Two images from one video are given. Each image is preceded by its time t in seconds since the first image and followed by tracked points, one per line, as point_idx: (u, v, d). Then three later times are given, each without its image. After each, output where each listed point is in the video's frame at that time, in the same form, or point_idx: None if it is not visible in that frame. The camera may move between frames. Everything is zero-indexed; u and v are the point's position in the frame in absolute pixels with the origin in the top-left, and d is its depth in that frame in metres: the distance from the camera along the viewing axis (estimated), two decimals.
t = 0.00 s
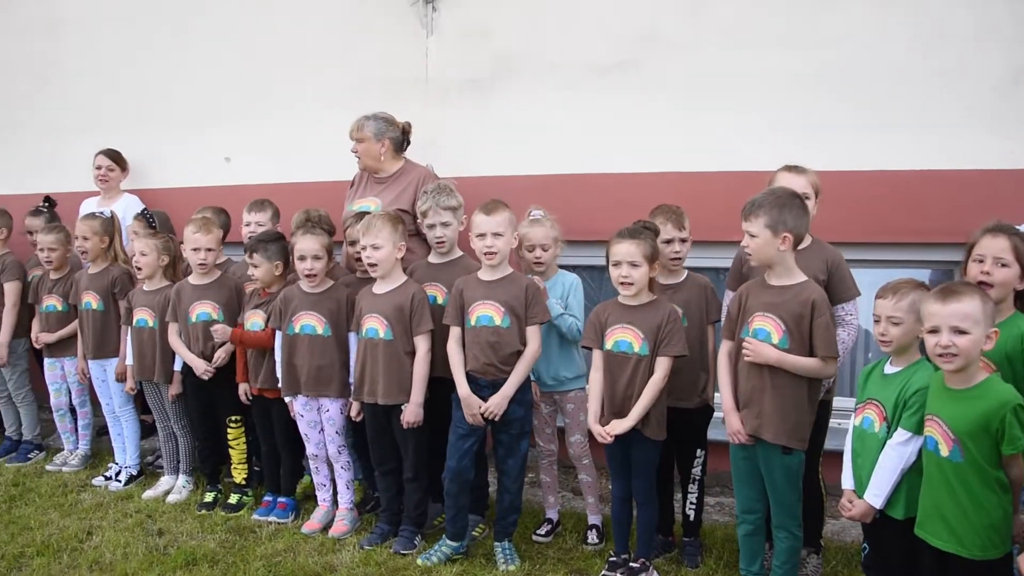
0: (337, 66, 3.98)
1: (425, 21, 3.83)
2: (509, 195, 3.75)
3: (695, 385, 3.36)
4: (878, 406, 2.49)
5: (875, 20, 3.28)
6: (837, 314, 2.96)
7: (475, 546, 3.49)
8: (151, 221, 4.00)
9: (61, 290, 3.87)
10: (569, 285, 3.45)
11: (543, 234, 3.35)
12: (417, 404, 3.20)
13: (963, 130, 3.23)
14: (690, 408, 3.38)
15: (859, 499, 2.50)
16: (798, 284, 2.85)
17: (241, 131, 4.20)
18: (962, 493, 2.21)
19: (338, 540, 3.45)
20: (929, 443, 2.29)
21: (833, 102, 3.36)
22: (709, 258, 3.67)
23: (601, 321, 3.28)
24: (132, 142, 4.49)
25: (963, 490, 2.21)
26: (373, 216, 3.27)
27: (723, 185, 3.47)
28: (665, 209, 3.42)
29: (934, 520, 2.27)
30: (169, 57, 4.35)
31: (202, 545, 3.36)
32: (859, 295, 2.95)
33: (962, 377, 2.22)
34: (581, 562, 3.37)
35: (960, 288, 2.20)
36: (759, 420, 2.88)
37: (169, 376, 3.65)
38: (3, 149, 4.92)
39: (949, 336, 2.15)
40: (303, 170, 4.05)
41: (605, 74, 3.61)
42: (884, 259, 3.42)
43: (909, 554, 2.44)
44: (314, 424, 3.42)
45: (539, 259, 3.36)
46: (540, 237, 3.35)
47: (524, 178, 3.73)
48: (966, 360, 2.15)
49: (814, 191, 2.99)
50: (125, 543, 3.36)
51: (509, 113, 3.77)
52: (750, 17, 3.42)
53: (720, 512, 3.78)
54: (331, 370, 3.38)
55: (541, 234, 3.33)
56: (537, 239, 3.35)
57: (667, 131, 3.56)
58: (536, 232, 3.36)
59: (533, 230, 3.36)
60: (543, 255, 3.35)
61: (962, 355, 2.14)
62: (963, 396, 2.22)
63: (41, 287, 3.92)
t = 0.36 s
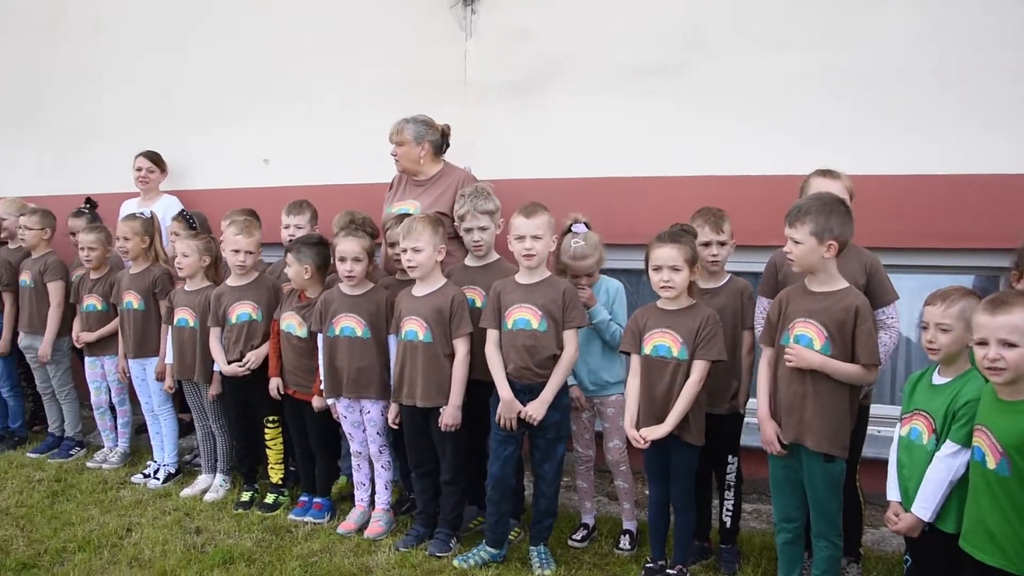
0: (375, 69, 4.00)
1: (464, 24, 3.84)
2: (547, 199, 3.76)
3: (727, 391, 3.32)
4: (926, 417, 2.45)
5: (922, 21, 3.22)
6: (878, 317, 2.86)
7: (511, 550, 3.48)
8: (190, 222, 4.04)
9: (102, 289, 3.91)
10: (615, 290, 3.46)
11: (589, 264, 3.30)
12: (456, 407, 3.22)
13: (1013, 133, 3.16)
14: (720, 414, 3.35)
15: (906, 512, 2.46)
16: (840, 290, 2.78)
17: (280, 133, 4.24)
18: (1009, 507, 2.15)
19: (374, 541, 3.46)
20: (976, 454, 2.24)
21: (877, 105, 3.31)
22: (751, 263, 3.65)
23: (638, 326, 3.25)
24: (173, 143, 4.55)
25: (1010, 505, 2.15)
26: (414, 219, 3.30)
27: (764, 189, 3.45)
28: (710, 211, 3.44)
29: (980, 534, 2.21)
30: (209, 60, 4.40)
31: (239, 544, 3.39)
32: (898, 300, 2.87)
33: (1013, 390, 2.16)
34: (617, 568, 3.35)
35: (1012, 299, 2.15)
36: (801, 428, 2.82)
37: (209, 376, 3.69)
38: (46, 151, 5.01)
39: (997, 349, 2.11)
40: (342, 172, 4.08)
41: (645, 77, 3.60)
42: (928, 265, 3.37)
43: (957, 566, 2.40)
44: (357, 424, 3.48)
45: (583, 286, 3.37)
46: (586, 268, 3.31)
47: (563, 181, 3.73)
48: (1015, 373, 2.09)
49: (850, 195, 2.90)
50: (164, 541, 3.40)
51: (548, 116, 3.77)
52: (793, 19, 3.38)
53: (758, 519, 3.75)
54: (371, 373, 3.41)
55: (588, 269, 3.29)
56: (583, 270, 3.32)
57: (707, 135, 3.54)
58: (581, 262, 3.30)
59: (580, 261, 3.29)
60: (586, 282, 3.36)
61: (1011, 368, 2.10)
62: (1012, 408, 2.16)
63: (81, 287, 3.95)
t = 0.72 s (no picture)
0: (412, 71, 4.02)
1: (501, 26, 3.85)
2: (583, 200, 3.75)
3: (756, 396, 3.27)
4: (974, 426, 2.41)
5: (968, 21, 3.14)
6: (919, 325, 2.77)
7: (546, 552, 3.48)
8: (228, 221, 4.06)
9: (140, 288, 3.94)
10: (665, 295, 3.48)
11: (640, 265, 3.34)
12: (493, 408, 3.23)
13: None
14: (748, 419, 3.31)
15: (947, 521, 2.43)
16: (882, 294, 2.70)
17: (317, 134, 4.27)
18: None
19: (409, 541, 3.47)
20: None
21: (921, 107, 3.25)
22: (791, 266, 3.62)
23: (676, 330, 3.22)
24: (211, 144, 4.60)
25: None
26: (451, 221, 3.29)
27: (804, 192, 3.41)
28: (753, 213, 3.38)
29: None
30: (247, 62, 4.44)
31: (275, 542, 3.40)
32: (941, 309, 2.78)
33: None
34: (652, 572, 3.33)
35: None
36: (843, 434, 2.75)
37: (245, 375, 3.72)
38: (86, 152, 5.09)
39: None
40: (378, 174, 4.09)
41: (683, 79, 3.58)
42: (973, 269, 3.31)
43: None
44: (391, 424, 3.48)
45: (633, 287, 3.42)
46: (637, 269, 3.35)
47: (601, 183, 3.73)
48: None
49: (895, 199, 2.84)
50: (201, 537, 3.43)
51: (585, 118, 3.76)
52: (835, 20, 3.33)
53: (795, 525, 3.71)
54: (409, 373, 3.42)
55: (639, 270, 3.34)
56: (634, 272, 3.36)
57: (746, 137, 3.51)
58: (633, 263, 3.34)
59: (631, 262, 3.33)
60: (636, 283, 3.41)
61: None
62: None
63: (120, 285, 3.99)
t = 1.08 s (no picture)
0: (448, 74, 4.04)
1: (538, 28, 3.85)
2: (619, 202, 3.74)
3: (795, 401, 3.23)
4: None
5: (1015, 20, 3.08)
6: (965, 332, 2.73)
7: (580, 555, 3.47)
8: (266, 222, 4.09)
9: (178, 288, 3.98)
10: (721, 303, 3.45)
11: (690, 268, 3.29)
12: (523, 411, 3.22)
13: None
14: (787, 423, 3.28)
15: (996, 532, 2.37)
16: (924, 300, 2.64)
17: (353, 135, 4.30)
18: None
19: (443, 542, 3.48)
20: None
21: (965, 108, 3.18)
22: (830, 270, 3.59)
23: (711, 333, 3.18)
24: (247, 145, 4.64)
25: None
26: (489, 222, 3.31)
27: (845, 194, 3.37)
28: (788, 218, 3.32)
29: None
30: (283, 64, 4.48)
31: (310, 541, 3.42)
32: (991, 314, 2.73)
33: None
34: None
35: None
36: (885, 441, 2.70)
37: (280, 375, 3.75)
38: (124, 153, 5.16)
39: None
40: (413, 175, 4.11)
41: (721, 80, 3.55)
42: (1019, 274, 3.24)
43: None
44: (428, 425, 3.51)
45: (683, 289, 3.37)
46: (686, 272, 3.30)
47: (637, 185, 3.71)
48: None
49: (942, 203, 2.78)
50: (236, 535, 3.45)
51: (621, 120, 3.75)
52: (877, 20, 3.28)
53: (832, 531, 3.66)
54: (446, 376, 3.44)
55: (687, 273, 3.28)
56: (683, 274, 3.30)
57: (785, 139, 3.47)
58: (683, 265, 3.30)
59: (680, 265, 3.29)
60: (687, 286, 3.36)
61: None
62: None
63: (159, 285, 4.03)
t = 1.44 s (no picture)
0: (483, 77, 4.05)
1: (573, 31, 3.85)
2: (655, 206, 3.74)
3: (830, 407, 3.19)
4: None
5: None
6: (1014, 340, 2.69)
7: (614, 560, 3.46)
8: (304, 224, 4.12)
9: (216, 289, 4.02)
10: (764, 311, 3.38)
11: (739, 265, 3.27)
12: (557, 414, 3.22)
13: None
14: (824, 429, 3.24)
15: None
16: (966, 306, 2.58)
17: (388, 138, 4.33)
18: None
19: (477, 545, 3.48)
20: None
21: (1010, 110, 3.12)
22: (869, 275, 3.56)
23: (748, 337, 3.15)
24: (283, 148, 4.69)
25: None
26: (527, 226, 3.32)
27: (886, 198, 3.32)
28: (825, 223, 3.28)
29: None
30: (319, 67, 4.52)
31: (344, 543, 3.44)
32: None
33: None
34: None
35: None
36: (927, 450, 2.64)
37: (317, 376, 3.77)
38: (162, 156, 5.24)
39: None
40: (448, 178, 4.13)
41: (759, 83, 3.53)
42: None
43: None
44: (460, 428, 3.51)
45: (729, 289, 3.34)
46: (734, 269, 3.28)
47: (673, 188, 3.70)
48: None
49: (992, 209, 2.73)
50: (272, 535, 3.48)
51: (657, 124, 3.74)
52: (919, 22, 3.24)
53: (869, 539, 3.61)
54: (483, 378, 3.46)
55: (735, 269, 3.26)
56: (731, 271, 3.29)
57: (823, 142, 3.44)
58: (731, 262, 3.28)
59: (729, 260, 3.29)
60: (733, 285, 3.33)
61: None
62: None
63: (197, 286, 4.08)
